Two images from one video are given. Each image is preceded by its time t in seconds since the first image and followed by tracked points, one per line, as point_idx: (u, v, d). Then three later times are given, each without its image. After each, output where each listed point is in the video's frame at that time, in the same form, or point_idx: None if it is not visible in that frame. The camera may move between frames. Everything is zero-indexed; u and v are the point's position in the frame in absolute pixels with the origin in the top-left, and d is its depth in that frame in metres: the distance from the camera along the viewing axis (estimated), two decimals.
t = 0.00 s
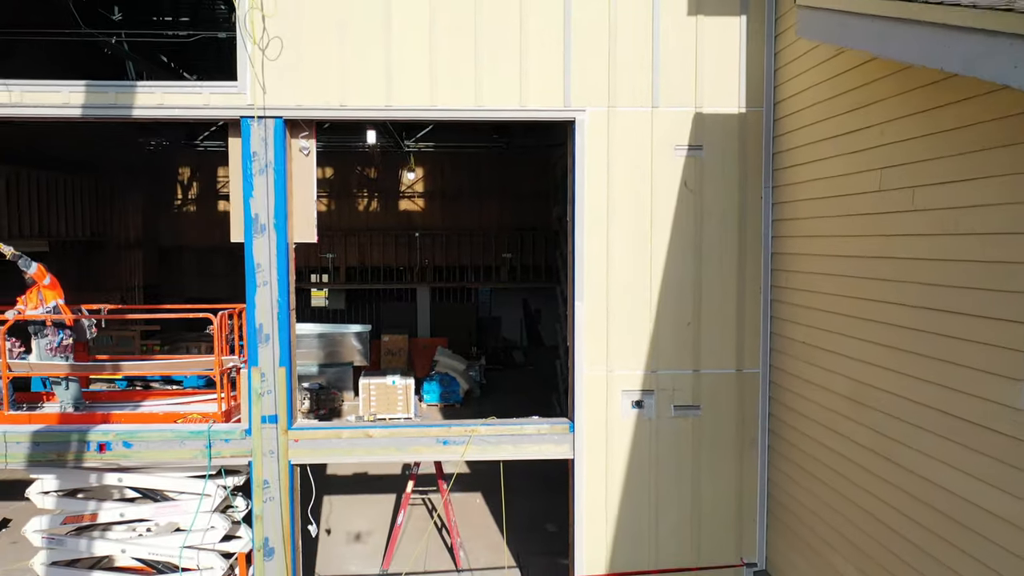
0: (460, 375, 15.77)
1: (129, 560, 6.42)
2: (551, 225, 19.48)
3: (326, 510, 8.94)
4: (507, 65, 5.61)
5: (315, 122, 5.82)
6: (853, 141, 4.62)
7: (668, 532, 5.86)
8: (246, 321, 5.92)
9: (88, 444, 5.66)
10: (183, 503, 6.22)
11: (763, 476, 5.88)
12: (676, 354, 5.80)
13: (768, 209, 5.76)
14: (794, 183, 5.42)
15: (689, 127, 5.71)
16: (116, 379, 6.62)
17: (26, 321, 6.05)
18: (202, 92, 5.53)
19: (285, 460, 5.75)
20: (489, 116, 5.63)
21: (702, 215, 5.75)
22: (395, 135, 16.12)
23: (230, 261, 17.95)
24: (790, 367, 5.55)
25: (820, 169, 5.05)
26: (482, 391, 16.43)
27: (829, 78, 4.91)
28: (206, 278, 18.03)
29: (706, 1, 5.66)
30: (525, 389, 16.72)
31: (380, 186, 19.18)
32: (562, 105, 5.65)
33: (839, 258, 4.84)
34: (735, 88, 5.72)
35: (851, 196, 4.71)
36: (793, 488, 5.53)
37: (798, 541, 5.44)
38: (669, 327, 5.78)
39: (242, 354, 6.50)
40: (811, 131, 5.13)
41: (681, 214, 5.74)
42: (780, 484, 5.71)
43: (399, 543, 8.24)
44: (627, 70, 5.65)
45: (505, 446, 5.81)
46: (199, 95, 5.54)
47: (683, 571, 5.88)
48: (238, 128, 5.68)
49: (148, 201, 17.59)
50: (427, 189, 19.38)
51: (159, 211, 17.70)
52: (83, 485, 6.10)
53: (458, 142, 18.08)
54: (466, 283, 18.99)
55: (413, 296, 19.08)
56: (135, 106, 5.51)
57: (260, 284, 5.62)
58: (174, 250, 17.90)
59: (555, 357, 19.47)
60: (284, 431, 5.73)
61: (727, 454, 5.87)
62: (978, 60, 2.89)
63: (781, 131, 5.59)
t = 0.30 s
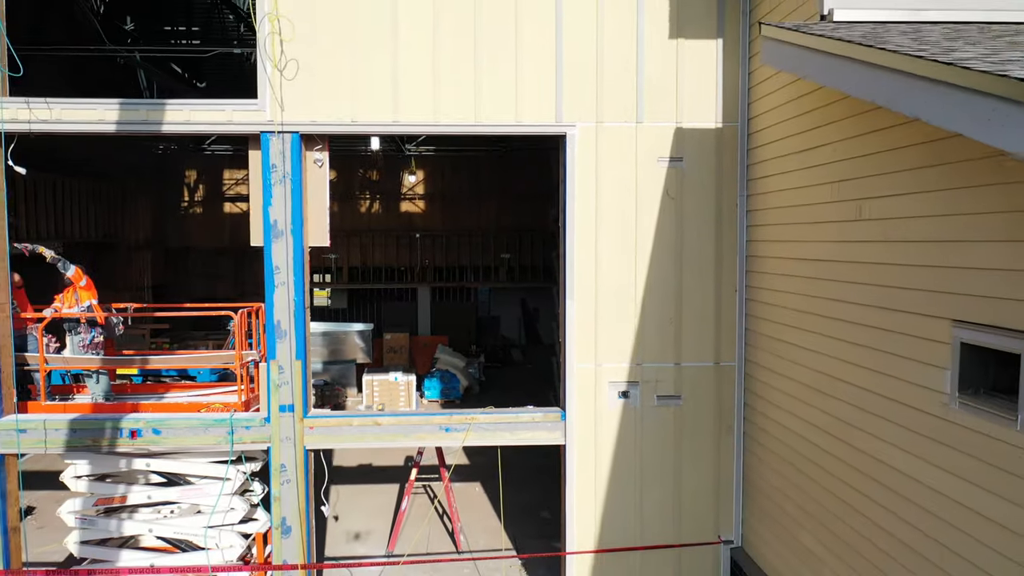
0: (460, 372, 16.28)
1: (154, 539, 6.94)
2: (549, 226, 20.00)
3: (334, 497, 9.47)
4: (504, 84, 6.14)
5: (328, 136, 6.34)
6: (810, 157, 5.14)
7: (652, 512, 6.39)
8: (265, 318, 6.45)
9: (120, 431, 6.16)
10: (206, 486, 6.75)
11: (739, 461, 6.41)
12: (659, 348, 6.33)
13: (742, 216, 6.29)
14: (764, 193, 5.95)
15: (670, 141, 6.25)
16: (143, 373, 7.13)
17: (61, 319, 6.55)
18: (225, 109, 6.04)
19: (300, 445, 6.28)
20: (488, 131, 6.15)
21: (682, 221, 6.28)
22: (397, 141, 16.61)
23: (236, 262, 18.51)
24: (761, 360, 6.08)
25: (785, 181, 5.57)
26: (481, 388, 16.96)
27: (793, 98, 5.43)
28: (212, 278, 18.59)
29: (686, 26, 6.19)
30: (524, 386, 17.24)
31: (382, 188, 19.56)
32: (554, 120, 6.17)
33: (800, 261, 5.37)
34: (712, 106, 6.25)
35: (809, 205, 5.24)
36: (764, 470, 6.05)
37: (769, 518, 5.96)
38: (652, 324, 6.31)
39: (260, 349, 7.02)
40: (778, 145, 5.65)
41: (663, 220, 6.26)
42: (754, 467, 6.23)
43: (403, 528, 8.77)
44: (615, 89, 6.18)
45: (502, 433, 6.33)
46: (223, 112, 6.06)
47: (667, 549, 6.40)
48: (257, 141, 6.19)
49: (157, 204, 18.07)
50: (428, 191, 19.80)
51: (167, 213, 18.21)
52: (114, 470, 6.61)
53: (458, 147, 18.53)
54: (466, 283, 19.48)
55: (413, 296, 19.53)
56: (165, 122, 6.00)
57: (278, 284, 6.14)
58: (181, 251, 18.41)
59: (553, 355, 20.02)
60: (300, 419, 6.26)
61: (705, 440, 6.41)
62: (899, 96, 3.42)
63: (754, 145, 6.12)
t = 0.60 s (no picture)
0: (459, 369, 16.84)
1: (176, 525, 7.46)
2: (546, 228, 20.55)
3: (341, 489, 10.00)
4: (500, 104, 6.68)
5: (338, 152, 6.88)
6: (774, 173, 5.68)
7: (637, 498, 6.92)
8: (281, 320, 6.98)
9: (148, 423, 6.70)
10: (226, 474, 7.30)
11: (717, 451, 6.93)
12: (643, 347, 6.87)
13: (720, 225, 6.83)
14: (739, 204, 6.48)
15: (654, 156, 6.79)
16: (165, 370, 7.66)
17: (92, 319, 7.09)
18: (245, 127, 6.57)
19: (313, 436, 6.80)
20: (485, 147, 6.69)
21: (665, 229, 6.82)
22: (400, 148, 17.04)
23: (241, 263, 19.00)
24: (736, 358, 6.62)
25: (755, 193, 6.11)
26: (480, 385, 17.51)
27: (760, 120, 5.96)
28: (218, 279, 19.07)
29: (668, 48, 6.73)
30: (522, 383, 17.79)
31: (384, 192, 20.01)
32: (547, 137, 6.71)
33: (769, 268, 5.91)
34: (692, 123, 6.79)
35: (774, 217, 5.77)
36: (739, 460, 6.57)
37: (743, 503, 6.49)
38: (637, 324, 6.85)
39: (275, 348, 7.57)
40: (749, 161, 6.18)
41: (647, 228, 6.81)
42: (730, 456, 6.76)
43: (406, 516, 9.31)
44: (602, 108, 6.72)
45: (499, 425, 6.87)
46: (242, 130, 6.59)
47: (649, 532, 6.93)
48: (274, 156, 6.72)
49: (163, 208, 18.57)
50: (428, 195, 20.31)
51: (174, 216, 18.73)
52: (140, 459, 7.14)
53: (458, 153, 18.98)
54: (466, 284, 19.95)
55: (414, 297, 20.01)
56: (189, 139, 6.54)
57: (293, 288, 6.67)
58: (187, 252, 18.90)
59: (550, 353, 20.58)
60: (312, 412, 6.79)
61: (686, 432, 6.94)
62: (841, 128, 3.95)
63: (730, 160, 6.66)
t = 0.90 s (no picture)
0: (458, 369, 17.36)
1: (195, 517, 7.99)
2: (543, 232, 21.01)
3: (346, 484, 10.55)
4: (496, 126, 7.21)
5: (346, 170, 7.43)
6: (745, 192, 6.22)
7: (624, 490, 7.47)
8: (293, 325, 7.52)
9: (171, 422, 7.24)
10: (242, 469, 7.84)
11: (697, 447, 7.46)
12: (629, 350, 7.41)
13: (700, 238, 7.37)
14: (717, 219, 7.02)
15: (639, 174, 7.33)
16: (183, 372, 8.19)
17: (117, 326, 7.62)
18: (260, 148, 7.11)
19: (323, 434, 7.35)
20: (482, 167, 7.23)
21: (649, 242, 7.37)
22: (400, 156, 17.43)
23: (246, 266, 19.57)
24: (714, 361, 7.16)
25: (730, 210, 6.64)
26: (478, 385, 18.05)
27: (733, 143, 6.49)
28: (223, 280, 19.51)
29: (652, 75, 7.26)
30: (519, 383, 18.32)
31: (385, 197, 20.47)
32: (540, 156, 7.25)
33: (742, 279, 6.43)
34: (674, 144, 7.34)
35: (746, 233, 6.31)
36: (717, 456, 7.10)
37: (720, 495, 7.02)
38: (623, 329, 7.40)
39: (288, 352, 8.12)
40: (724, 180, 6.72)
41: (632, 241, 7.35)
42: (708, 451, 7.30)
43: (408, 510, 9.86)
44: (591, 130, 7.26)
45: (495, 423, 7.40)
46: (257, 151, 7.13)
47: (635, 523, 7.47)
48: (287, 174, 7.26)
49: (170, 213, 19.05)
50: (428, 199, 20.70)
51: (181, 221, 19.25)
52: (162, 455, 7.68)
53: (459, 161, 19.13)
54: (465, 287, 20.39)
55: (414, 298, 20.55)
56: (209, 159, 7.07)
57: (305, 296, 7.21)
58: (193, 256, 19.42)
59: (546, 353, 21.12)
60: (322, 412, 7.33)
61: (669, 429, 7.49)
62: (793, 161, 4.50)
63: (708, 178, 7.20)
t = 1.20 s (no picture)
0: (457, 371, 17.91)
1: (210, 510, 8.51)
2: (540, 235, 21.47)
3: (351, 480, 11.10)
4: (493, 146, 7.75)
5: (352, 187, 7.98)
6: (720, 209, 6.77)
7: (611, 483, 8.02)
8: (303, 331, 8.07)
9: (190, 421, 7.78)
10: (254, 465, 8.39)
11: (680, 444, 8.01)
12: (616, 354, 7.96)
13: (682, 249, 7.93)
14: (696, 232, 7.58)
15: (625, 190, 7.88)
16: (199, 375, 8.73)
17: (138, 332, 8.15)
18: (272, 167, 7.65)
19: (332, 432, 7.89)
20: (480, 184, 7.77)
21: (635, 253, 7.92)
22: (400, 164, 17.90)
23: (250, 270, 20.12)
24: (694, 365, 7.72)
25: (708, 224, 7.19)
26: (476, 386, 18.60)
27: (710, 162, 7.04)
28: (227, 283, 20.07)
29: (637, 98, 7.81)
30: (516, 383, 18.86)
31: (385, 203, 20.76)
32: (533, 174, 7.80)
33: (718, 288, 6.98)
34: (658, 162, 7.89)
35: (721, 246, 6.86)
36: (698, 452, 7.65)
37: (700, 488, 7.56)
38: (611, 334, 7.96)
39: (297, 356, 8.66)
40: (703, 196, 7.26)
41: (619, 252, 7.90)
42: (690, 448, 7.85)
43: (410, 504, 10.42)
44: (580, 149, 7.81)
45: (491, 422, 7.95)
46: (270, 169, 7.67)
47: (621, 514, 8.02)
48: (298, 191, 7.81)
49: (177, 219, 19.56)
50: (428, 203, 20.94)
51: (187, 226, 19.79)
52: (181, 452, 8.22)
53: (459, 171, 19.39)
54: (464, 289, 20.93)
55: (414, 300, 21.01)
56: (226, 177, 7.61)
57: (315, 304, 7.75)
58: (198, 260, 19.96)
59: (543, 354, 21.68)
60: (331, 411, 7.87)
61: (653, 427, 8.04)
62: (754, 188, 5.05)
63: (688, 195, 7.75)
